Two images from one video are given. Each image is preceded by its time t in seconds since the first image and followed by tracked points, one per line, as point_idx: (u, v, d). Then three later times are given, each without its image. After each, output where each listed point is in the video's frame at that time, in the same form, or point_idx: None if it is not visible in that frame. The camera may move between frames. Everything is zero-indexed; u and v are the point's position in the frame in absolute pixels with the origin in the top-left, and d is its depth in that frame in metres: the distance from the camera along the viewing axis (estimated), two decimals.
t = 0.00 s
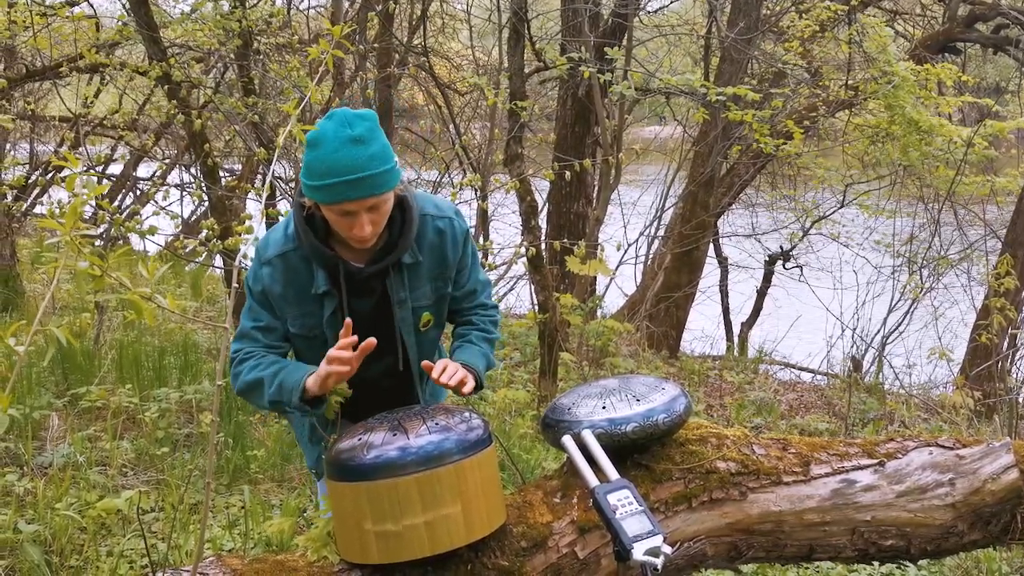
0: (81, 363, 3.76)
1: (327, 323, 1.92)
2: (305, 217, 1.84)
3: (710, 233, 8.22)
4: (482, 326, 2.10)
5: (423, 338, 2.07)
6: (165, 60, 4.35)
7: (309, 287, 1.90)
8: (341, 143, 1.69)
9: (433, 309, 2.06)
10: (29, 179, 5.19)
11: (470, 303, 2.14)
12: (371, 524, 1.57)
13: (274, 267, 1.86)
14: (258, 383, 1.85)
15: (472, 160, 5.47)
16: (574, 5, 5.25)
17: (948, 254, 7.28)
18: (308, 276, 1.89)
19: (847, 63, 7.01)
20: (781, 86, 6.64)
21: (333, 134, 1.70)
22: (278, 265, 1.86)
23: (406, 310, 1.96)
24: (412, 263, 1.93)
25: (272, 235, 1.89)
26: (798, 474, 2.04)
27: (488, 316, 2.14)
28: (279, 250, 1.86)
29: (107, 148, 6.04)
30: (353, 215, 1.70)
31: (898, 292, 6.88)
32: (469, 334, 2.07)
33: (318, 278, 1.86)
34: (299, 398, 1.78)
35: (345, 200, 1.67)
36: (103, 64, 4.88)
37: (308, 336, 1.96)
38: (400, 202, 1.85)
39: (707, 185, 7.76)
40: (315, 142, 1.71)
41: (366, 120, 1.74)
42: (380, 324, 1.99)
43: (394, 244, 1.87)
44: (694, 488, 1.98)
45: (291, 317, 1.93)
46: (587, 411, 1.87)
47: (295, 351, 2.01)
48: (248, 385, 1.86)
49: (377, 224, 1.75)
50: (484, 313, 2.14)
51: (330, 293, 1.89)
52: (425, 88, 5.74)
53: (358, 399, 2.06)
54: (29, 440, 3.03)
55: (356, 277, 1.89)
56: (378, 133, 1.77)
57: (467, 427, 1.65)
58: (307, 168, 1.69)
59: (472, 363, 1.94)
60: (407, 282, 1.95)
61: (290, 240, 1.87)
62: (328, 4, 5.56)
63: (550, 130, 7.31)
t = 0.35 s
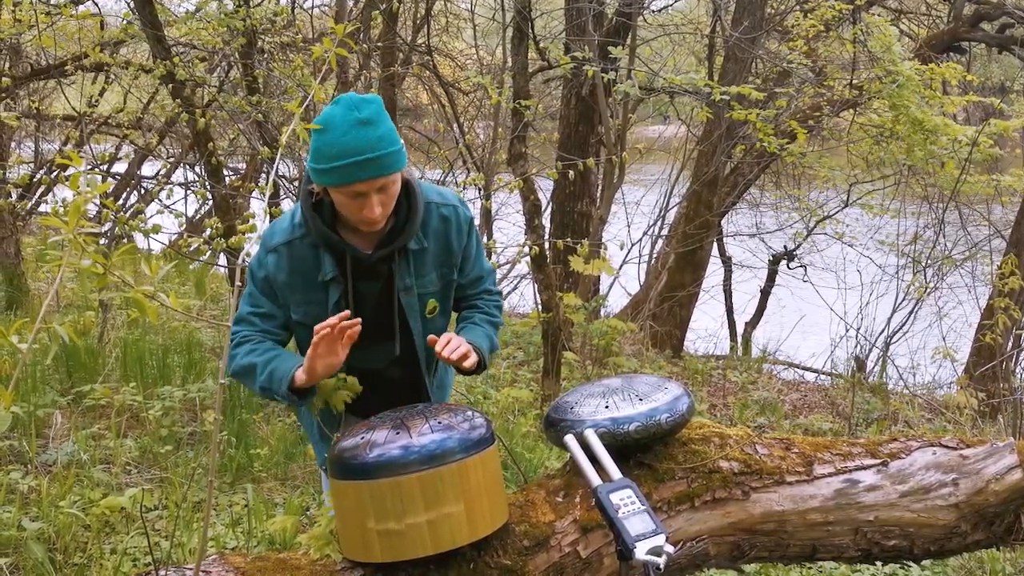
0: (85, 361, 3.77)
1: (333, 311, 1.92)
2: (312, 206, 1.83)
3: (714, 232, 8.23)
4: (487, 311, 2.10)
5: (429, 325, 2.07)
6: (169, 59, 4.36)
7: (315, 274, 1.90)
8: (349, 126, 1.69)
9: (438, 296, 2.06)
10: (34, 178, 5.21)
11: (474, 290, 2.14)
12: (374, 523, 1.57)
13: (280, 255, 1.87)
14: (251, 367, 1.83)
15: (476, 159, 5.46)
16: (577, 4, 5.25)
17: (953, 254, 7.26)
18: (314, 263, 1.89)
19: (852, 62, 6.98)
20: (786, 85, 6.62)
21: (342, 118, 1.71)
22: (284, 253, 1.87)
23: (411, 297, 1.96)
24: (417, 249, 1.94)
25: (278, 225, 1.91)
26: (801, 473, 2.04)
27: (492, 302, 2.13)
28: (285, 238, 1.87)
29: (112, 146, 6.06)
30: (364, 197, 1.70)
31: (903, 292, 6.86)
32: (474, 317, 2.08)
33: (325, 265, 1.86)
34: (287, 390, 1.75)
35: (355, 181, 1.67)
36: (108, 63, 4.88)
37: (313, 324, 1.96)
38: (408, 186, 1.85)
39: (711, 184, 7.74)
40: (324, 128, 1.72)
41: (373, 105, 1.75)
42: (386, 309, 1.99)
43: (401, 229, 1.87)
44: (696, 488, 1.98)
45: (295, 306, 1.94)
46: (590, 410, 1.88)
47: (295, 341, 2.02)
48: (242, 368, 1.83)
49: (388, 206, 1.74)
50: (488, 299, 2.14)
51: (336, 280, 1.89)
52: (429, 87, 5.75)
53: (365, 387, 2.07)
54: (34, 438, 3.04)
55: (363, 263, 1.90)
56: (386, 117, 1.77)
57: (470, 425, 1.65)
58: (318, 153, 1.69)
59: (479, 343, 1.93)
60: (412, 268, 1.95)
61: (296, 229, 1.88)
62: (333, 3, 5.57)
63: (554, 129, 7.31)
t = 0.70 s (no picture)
0: (89, 360, 3.78)
1: (340, 266, 1.91)
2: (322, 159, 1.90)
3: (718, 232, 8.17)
4: (493, 274, 2.13)
5: (435, 288, 2.06)
6: (173, 59, 4.36)
7: (322, 231, 1.93)
8: (365, 64, 1.79)
9: (446, 258, 2.07)
10: (38, 177, 5.22)
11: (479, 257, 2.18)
12: (376, 523, 1.57)
13: (287, 213, 1.93)
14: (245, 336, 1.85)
15: (479, 159, 5.46)
16: (581, 3, 5.24)
17: (956, 254, 7.24)
18: (320, 221, 1.93)
19: (856, 61, 6.96)
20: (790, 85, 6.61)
21: (357, 60, 1.81)
22: (290, 212, 1.93)
23: (420, 252, 1.97)
24: (424, 204, 1.98)
25: (286, 189, 1.98)
26: (804, 474, 2.04)
27: (498, 264, 2.17)
28: (292, 198, 1.93)
29: (116, 145, 6.07)
30: (384, 132, 1.77)
31: (906, 292, 6.86)
32: (479, 282, 2.11)
33: (332, 216, 1.89)
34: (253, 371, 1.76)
35: (375, 113, 1.75)
36: (112, 62, 4.89)
37: (321, 285, 1.96)
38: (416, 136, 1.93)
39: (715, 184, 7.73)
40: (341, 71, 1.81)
41: (384, 50, 1.86)
42: (393, 267, 2.01)
43: (410, 181, 1.93)
44: (699, 488, 1.97)
45: (302, 265, 1.95)
46: (592, 409, 1.88)
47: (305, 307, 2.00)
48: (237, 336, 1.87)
49: (406, 143, 1.82)
50: (494, 261, 2.18)
51: (343, 235, 1.91)
52: (432, 86, 5.75)
53: (374, 355, 2.06)
54: (37, 437, 3.05)
55: (371, 216, 1.93)
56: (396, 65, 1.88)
57: (473, 424, 1.65)
58: (335, 94, 1.78)
59: (481, 312, 1.98)
60: (420, 224, 1.98)
61: (304, 189, 1.94)
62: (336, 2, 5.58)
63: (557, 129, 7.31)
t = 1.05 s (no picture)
0: (91, 359, 3.78)
1: (347, 238, 1.93)
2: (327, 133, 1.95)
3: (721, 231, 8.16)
4: (489, 264, 2.17)
5: (439, 267, 2.06)
6: (176, 58, 4.36)
7: (328, 206, 1.95)
8: (364, 37, 1.84)
9: (450, 238, 2.09)
10: (41, 176, 5.22)
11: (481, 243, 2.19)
12: (378, 522, 1.57)
13: (293, 189, 1.96)
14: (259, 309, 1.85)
15: (482, 158, 5.45)
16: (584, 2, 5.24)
17: (960, 254, 7.23)
18: (327, 195, 1.96)
19: (859, 61, 6.95)
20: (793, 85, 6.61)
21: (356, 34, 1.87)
22: (297, 188, 1.96)
23: (424, 227, 1.99)
24: (429, 179, 2.01)
25: (293, 169, 2.01)
26: (806, 474, 2.04)
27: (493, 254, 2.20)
28: (299, 174, 1.97)
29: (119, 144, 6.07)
30: (377, 104, 1.82)
31: (909, 292, 6.85)
32: (475, 273, 2.14)
33: (338, 188, 1.92)
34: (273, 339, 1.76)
35: (370, 84, 1.80)
36: (115, 62, 4.90)
37: (328, 260, 1.96)
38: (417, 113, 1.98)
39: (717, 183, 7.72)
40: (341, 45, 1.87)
41: (385, 26, 1.92)
42: (398, 243, 2.02)
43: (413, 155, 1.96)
44: (701, 487, 1.97)
45: (310, 240, 1.96)
46: (595, 408, 1.87)
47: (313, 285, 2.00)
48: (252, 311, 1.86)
49: (403, 116, 1.86)
50: (491, 251, 2.21)
51: (348, 207, 1.93)
52: (434, 85, 5.75)
53: (380, 334, 2.05)
54: (40, 435, 3.06)
55: (376, 189, 1.96)
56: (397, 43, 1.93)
57: (475, 423, 1.65)
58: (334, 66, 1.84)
59: (480, 297, 2.01)
60: (424, 199, 2.00)
61: (310, 166, 1.98)
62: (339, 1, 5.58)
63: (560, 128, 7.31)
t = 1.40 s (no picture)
0: (95, 357, 3.79)
1: (353, 233, 1.94)
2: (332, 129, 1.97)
3: (724, 231, 8.17)
4: (494, 266, 2.11)
5: (441, 267, 2.06)
6: (180, 56, 4.37)
7: (333, 201, 1.96)
8: (366, 33, 1.85)
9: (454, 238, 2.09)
10: (44, 174, 5.23)
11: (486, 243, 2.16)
12: (381, 521, 1.58)
13: (300, 184, 1.97)
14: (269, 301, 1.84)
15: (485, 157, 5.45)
16: (587, 1, 5.24)
17: (963, 254, 7.22)
18: (333, 190, 1.97)
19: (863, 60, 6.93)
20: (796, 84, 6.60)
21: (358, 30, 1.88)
22: (303, 182, 1.97)
23: (427, 224, 2.00)
24: (433, 176, 2.02)
25: (299, 164, 2.02)
26: (809, 474, 2.04)
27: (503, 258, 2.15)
28: (305, 169, 1.98)
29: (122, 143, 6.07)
30: (379, 100, 1.83)
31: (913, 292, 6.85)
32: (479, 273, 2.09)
33: (344, 182, 1.93)
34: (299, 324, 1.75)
35: (371, 79, 1.80)
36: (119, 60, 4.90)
37: (333, 255, 1.97)
38: (421, 109, 1.99)
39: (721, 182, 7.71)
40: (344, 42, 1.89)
41: (388, 21, 1.93)
42: (401, 241, 2.03)
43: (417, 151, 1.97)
44: (704, 487, 1.97)
45: (316, 235, 1.96)
46: (598, 408, 1.87)
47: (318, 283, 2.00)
48: (262, 303, 1.85)
49: (405, 111, 1.86)
50: (499, 256, 2.15)
51: (354, 202, 1.94)
52: (437, 84, 5.74)
53: (383, 334, 2.05)
54: (44, 433, 3.07)
55: (381, 184, 1.97)
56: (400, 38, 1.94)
57: (479, 423, 1.65)
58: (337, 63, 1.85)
59: (482, 295, 1.94)
60: (428, 197, 2.01)
61: (316, 161, 1.99)
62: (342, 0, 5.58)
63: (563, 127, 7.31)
